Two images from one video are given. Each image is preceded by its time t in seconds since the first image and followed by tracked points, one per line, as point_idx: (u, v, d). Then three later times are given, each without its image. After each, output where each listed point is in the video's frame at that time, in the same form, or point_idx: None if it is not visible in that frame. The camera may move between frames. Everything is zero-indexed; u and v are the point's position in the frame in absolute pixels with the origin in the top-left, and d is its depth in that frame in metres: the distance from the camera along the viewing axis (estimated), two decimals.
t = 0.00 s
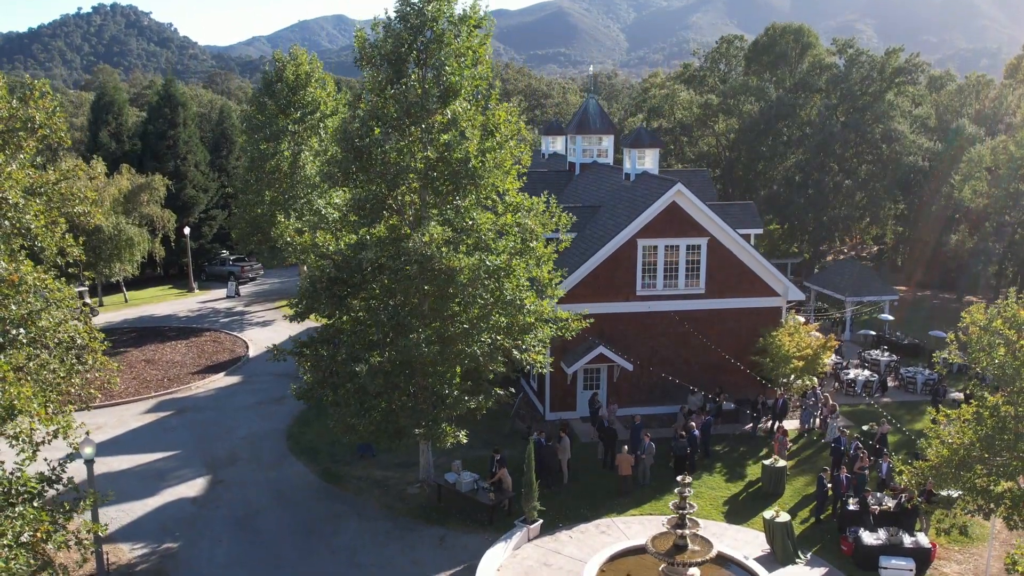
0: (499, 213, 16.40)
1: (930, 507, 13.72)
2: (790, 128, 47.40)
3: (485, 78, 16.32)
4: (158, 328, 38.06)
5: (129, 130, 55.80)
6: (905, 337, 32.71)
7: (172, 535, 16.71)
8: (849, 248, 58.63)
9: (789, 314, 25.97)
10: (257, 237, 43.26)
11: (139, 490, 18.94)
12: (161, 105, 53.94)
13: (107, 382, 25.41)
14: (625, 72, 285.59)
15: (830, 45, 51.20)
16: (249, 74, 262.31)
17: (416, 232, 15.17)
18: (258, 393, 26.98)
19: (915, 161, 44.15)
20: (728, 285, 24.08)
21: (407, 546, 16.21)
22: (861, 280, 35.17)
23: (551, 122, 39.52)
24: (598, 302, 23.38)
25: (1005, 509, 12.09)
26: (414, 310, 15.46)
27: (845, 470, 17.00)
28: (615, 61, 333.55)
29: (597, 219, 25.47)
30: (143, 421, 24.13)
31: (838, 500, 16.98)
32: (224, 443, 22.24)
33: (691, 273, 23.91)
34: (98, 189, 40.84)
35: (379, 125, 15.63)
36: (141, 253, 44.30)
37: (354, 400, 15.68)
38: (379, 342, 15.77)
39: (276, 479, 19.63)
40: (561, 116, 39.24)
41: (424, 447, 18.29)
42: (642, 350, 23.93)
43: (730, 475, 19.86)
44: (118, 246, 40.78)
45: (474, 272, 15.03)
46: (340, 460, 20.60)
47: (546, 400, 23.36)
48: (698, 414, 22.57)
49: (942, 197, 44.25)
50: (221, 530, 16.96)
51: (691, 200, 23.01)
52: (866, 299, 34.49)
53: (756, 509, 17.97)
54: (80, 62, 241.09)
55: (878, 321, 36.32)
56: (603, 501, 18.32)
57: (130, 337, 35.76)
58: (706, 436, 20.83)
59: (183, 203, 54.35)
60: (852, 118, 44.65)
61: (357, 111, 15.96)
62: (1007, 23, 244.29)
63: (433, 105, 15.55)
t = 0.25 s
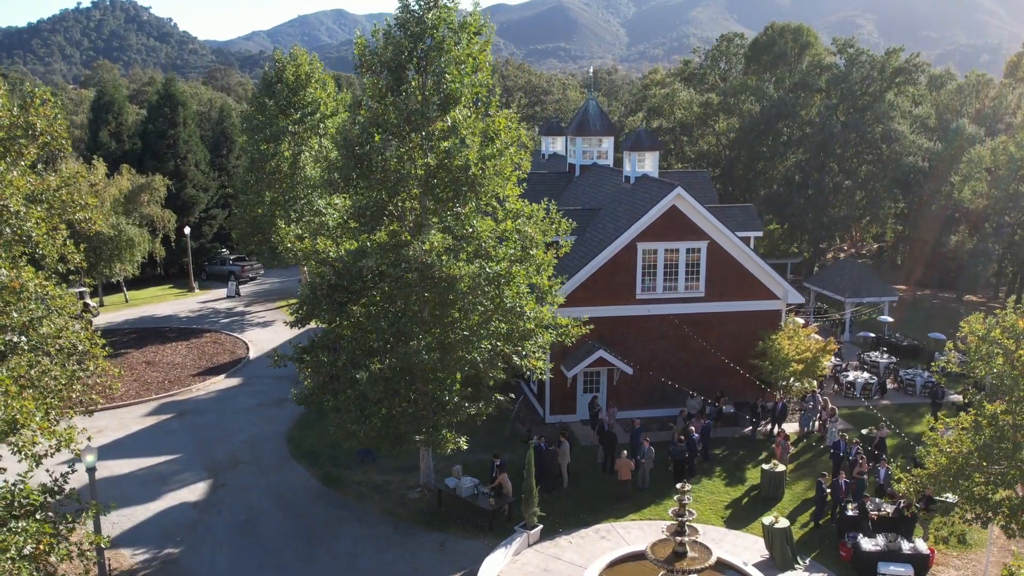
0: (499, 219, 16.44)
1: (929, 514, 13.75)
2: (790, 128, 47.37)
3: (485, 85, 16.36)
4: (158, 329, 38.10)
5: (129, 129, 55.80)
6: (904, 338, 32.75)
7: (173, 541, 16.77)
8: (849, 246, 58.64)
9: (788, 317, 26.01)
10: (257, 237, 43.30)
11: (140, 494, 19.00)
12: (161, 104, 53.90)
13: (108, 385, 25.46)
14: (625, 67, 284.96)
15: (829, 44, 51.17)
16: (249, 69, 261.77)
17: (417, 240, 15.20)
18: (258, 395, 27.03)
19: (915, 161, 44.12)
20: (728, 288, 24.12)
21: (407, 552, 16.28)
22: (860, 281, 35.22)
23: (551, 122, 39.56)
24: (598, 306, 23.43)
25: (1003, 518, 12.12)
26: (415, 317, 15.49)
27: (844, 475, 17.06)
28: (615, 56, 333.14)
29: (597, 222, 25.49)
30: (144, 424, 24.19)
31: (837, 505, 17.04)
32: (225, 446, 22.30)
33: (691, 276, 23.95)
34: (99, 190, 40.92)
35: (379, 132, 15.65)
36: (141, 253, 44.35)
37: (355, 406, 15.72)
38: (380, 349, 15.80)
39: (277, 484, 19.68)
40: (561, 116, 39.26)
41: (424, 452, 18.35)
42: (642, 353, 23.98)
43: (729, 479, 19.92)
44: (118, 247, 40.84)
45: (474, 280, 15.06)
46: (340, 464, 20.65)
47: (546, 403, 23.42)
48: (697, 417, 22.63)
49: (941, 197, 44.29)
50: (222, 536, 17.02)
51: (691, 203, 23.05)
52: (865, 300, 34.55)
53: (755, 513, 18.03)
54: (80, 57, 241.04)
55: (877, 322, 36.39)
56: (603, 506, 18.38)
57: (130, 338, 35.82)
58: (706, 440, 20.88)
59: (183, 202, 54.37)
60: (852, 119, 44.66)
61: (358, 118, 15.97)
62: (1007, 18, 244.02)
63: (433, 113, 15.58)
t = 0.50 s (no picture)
0: (499, 225, 16.48)
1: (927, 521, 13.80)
2: (790, 129, 47.38)
3: (485, 91, 16.42)
4: (159, 330, 38.15)
5: (129, 129, 55.80)
6: (904, 339, 32.83)
7: (174, 546, 16.84)
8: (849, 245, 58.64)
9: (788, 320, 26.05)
10: (257, 238, 43.31)
11: (141, 499, 19.06)
12: (161, 103, 53.84)
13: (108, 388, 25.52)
14: (626, 63, 284.29)
15: (830, 43, 51.12)
16: (249, 65, 261.80)
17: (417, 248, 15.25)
18: (259, 397, 27.09)
19: (915, 162, 44.12)
20: (728, 291, 24.17)
21: (408, 557, 16.34)
22: (859, 282, 35.26)
23: (551, 123, 39.60)
24: (598, 308, 23.49)
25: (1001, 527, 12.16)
26: (415, 324, 15.51)
27: (842, 480, 17.13)
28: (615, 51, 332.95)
29: (597, 225, 25.52)
30: (145, 427, 24.24)
31: (836, 510, 17.10)
32: (226, 449, 22.37)
33: (691, 279, 24.00)
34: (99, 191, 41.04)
35: (379, 140, 15.70)
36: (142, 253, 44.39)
37: (355, 413, 15.78)
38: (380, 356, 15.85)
39: (278, 488, 19.73)
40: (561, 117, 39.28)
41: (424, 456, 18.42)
42: (642, 356, 24.04)
43: (728, 483, 19.97)
44: (118, 247, 40.89)
45: (474, 288, 15.11)
46: (340, 467, 20.72)
47: (546, 405, 23.49)
48: (697, 420, 22.68)
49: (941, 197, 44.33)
50: (223, 541, 17.10)
51: (691, 207, 23.08)
52: (865, 302, 34.61)
53: (754, 517, 18.09)
54: (80, 52, 241.09)
55: (876, 323, 36.44)
56: (603, 510, 18.45)
57: (131, 339, 35.87)
58: (706, 443, 20.94)
59: (183, 202, 54.40)
60: (853, 119, 44.67)
61: (358, 125, 16.02)
62: (1008, 14, 243.65)
63: (433, 120, 15.63)
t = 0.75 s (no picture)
0: (499, 232, 16.50)
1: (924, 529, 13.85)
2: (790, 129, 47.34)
3: (485, 99, 16.43)
4: (159, 331, 38.18)
5: (129, 128, 55.80)
6: (903, 341, 32.89)
7: (175, 552, 16.92)
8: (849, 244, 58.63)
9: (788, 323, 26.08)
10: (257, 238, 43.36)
11: (142, 504, 19.13)
12: (161, 103, 53.82)
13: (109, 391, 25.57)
14: (626, 58, 283.78)
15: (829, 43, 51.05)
16: (249, 60, 261.27)
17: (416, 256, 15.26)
18: (259, 400, 27.16)
19: (915, 163, 44.12)
20: (728, 294, 24.20)
21: (408, 563, 16.42)
22: (859, 283, 35.29)
23: (551, 124, 39.65)
24: (598, 312, 23.53)
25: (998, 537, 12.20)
26: (415, 332, 15.54)
27: (841, 486, 17.18)
28: (615, 46, 332.25)
29: (597, 228, 25.54)
30: (146, 430, 24.30)
31: (834, 516, 17.15)
32: (226, 453, 22.43)
33: (691, 283, 24.03)
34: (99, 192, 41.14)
35: (379, 148, 15.71)
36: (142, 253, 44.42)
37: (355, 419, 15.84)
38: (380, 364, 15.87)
39: (278, 493, 19.80)
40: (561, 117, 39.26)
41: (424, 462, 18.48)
42: (641, 359, 24.09)
43: (727, 488, 20.02)
44: (119, 247, 40.95)
45: (474, 296, 15.14)
46: (341, 472, 20.79)
47: (545, 409, 23.54)
48: (696, 424, 22.74)
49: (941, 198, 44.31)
50: (224, 546, 17.18)
51: (691, 211, 23.11)
52: (864, 303, 34.65)
53: (754, 523, 18.15)
54: (79, 47, 240.63)
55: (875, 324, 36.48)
56: (602, 515, 18.51)
57: (131, 341, 35.90)
58: (705, 448, 20.99)
59: (183, 201, 54.41)
60: (853, 119, 44.68)
61: (358, 132, 16.03)
62: (1009, 9, 243.07)
63: (433, 128, 15.64)
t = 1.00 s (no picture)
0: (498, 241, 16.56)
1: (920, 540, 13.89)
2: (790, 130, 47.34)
3: (484, 108, 16.48)
4: (159, 333, 38.24)
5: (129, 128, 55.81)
6: (902, 343, 32.97)
7: (176, 558, 17.01)
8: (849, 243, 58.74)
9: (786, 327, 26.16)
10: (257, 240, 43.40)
11: (143, 510, 19.21)
12: (161, 103, 53.81)
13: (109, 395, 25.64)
14: (626, 54, 283.47)
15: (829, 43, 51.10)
16: (248, 55, 260.79)
17: (416, 266, 15.32)
18: (259, 404, 27.23)
19: (914, 164, 44.16)
20: (727, 299, 24.26)
21: (408, 570, 16.51)
22: (857, 285, 35.33)
23: (550, 125, 39.73)
24: (597, 317, 23.60)
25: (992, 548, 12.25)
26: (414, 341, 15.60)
27: (839, 493, 17.23)
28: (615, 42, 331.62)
29: (596, 232, 25.59)
30: (146, 435, 24.38)
31: (832, 523, 17.22)
32: (227, 458, 22.51)
33: (689, 288, 24.09)
34: (99, 194, 41.19)
35: (379, 157, 15.76)
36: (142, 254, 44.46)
37: (355, 428, 15.92)
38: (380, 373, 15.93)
39: (279, 499, 19.88)
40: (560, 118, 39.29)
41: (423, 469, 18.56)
42: (640, 364, 24.16)
43: (726, 494, 20.08)
44: (119, 249, 41.01)
45: (474, 306, 15.20)
46: (341, 477, 20.87)
47: (545, 413, 23.61)
48: (695, 429, 22.81)
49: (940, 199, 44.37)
50: (225, 553, 17.27)
51: (690, 216, 23.16)
52: (863, 305, 34.71)
53: (752, 530, 18.21)
54: (78, 41, 240.16)
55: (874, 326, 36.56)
56: (601, 521, 18.59)
57: (131, 342, 35.95)
58: (703, 453, 21.08)
59: (183, 201, 54.44)
60: (852, 120, 44.74)
61: (358, 142, 16.09)
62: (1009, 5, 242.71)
63: (432, 138, 15.69)
